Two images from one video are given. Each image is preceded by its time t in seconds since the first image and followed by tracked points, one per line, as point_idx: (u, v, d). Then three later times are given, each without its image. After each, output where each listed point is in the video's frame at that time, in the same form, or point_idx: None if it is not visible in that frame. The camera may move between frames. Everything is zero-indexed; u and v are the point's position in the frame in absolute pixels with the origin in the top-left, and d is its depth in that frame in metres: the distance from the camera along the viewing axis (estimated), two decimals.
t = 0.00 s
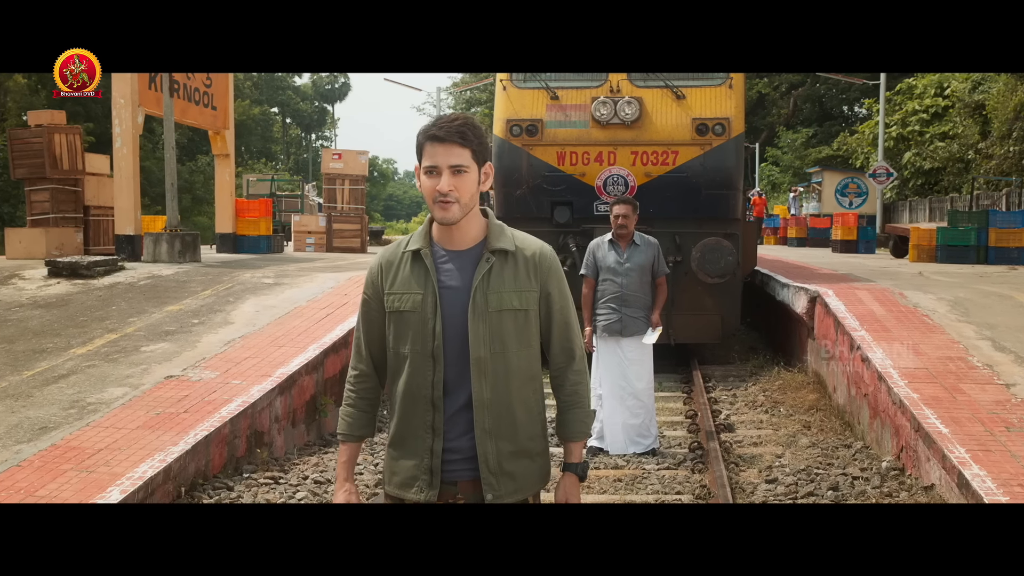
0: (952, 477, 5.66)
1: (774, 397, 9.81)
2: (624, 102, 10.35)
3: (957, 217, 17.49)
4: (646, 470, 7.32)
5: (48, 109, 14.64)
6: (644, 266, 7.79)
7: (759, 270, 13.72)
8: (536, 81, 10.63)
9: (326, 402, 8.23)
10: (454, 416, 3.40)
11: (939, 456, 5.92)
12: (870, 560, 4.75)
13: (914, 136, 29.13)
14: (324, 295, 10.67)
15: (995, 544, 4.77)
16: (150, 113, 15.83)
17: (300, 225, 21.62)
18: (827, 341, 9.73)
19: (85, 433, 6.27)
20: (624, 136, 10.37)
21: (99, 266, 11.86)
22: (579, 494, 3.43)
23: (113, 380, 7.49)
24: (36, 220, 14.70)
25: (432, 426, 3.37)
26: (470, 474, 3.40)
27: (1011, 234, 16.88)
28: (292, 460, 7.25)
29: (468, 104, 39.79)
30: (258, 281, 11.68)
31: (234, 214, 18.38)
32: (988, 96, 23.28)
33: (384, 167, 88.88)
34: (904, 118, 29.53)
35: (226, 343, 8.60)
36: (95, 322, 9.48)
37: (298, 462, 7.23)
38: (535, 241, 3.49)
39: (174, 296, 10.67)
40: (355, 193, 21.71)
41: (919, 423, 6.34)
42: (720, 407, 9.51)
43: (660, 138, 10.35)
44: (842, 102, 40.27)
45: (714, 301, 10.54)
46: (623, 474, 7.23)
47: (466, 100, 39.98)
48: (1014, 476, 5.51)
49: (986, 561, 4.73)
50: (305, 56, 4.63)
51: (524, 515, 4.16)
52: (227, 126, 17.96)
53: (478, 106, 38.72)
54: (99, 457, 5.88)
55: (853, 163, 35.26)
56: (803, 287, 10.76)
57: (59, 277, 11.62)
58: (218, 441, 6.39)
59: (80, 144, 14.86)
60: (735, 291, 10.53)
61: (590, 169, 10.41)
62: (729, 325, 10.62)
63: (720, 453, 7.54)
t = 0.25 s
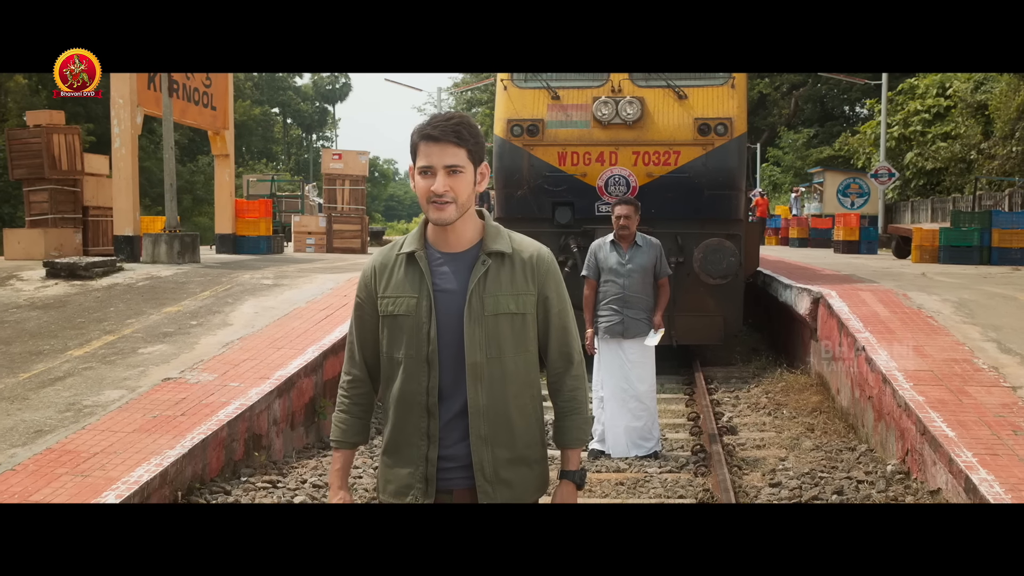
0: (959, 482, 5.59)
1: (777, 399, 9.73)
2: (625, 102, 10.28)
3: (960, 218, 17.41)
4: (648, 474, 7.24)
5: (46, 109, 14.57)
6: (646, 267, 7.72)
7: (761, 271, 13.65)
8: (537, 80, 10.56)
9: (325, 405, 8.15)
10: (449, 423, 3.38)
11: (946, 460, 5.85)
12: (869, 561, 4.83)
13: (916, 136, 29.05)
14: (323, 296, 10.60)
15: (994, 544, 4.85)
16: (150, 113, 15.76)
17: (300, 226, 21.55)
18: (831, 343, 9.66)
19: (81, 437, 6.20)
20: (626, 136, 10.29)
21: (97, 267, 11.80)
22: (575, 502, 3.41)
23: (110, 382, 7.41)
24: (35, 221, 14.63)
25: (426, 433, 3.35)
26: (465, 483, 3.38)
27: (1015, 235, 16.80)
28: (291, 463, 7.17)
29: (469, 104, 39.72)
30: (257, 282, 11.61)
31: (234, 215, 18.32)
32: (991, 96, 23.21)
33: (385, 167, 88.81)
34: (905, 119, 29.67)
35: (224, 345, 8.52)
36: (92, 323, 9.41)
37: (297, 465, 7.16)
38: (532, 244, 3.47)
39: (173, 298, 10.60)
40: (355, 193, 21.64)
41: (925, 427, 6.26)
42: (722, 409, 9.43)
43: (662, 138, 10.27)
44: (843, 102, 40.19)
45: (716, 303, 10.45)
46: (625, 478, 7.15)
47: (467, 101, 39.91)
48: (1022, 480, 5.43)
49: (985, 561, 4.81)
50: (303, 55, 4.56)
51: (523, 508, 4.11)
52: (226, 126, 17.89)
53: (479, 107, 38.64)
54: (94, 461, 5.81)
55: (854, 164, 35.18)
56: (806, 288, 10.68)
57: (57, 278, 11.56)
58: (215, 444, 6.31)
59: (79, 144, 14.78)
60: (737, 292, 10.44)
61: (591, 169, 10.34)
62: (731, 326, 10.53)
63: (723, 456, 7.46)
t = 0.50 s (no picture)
0: (967, 486, 5.52)
1: (781, 400, 9.66)
2: (628, 102, 10.21)
3: (963, 218, 17.32)
4: (651, 477, 7.17)
5: (45, 109, 14.49)
6: (649, 268, 7.64)
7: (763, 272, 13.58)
8: (538, 80, 10.48)
9: (324, 407, 8.09)
10: (447, 429, 3.38)
11: (952, 463, 5.78)
12: (871, 560, 4.99)
13: (918, 136, 28.95)
14: (323, 297, 10.53)
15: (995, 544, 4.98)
16: (149, 113, 15.69)
17: (300, 226, 21.47)
18: (834, 344, 9.59)
19: (77, 440, 6.13)
20: (627, 136, 10.22)
21: (96, 268, 11.74)
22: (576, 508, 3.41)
23: (107, 385, 7.34)
24: (34, 222, 14.56)
25: (424, 440, 3.35)
26: (463, 490, 3.38)
27: (1019, 235, 16.72)
28: (290, 466, 7.10)
29: (470, 105, 39.62)
30: (256, 283, 11.54)
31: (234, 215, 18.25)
32: (994, 96, 23.11)
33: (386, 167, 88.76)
34: (907, 119, 29.58)
35: (223, 346, 8.45)
36: (90, 325, 9.34)
37: (296, 468, 7.09)
38: (533, 246, 3.46)
39: (171, 299, 10.53)
40: (356, 194, 21.57)
41: (932, 430, 6.18)
42: (724, 411, 9.36)
43: (664, 138, 10.20)
44: (845, 102, 40.09)
45: (718, 304, 10.37)
46: (627, 481, 7.08)
47: (468, 101, 39.81)
48: None
49: (985, 561, 4.94)
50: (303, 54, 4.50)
51: (523, 507, 4.07)
52: (226, 126, 17.82)
53: (480, 106, 38.53)
54: (91, 465, 5.74)
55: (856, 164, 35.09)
56: (809, 289, 10.60)
57: (55, 279, 11.48)
58: (213, 448, 6.24)
59: (78, 144, 14.71)
60: (740, 293, 10.36)
61: (593, 169, 10.26)
62: (734, 327, 10.45)
63: (726, 458, 7.39)
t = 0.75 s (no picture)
0: (976, 491, 5.45)
1: (785, 402, 9.57)
2: (630, 102, 10.14)
3: (966, 218, 17.24)
4: (654, 480, 7.09)
5: (45, 109, 14.42)
6: (652, 269, 7.56)
7: (766, 272, 13.51)
8: (540, 79, 10.41)
9: (324, 409, 8.01)
10: (446, 436, 3.31)
11: (960, 467, 5.71)
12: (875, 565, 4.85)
13: (921, 136, 28.86)
14: (324, 298, 10.47)
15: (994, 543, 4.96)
16: (149, 113, 15.62)
17: (301, 227, 21.40)
18: (838, 345, 9.51)
19: (74, 443, 6.06)
20: (630, 136, 10.15)
21: (95, 269, 11.68)
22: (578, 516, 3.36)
23: (105, 387, 7.27)
24: (33, 222, 14.49)
25: (423, 447, 3.29)
26: (464, 499, 3.32)
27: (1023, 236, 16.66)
28: (290, 469, 7.03)
29: (472, 105, 39.54)
30: (256, 284, 11.47)
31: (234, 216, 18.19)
32: (997, 96, 23.02)
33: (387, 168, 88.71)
34: (909, 118, 29.49)
35: (222, 348, 8.38)
36: (89, 326, 9.27)
37: (296, 471, 7.02)
38: (534, 248, 3.39)
39: (171, 300, 10.47)
40: (357, 194, 21.52)
41: (939, 433, 6.11)
42: (728, 413, 9.28)
43: (667, 138, 10.12)
44: (846, 102, 39.99)
45: (721, 304, 10.27)
46: (630, 484, 7.01)
47: (469, 101, 39.73)
48: None
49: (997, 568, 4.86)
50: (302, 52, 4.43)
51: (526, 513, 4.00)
52: (227, 126, 17.75)
53: (482, 107, 38.45)
54: (87, 468, 5.67)
55: (858, 164, 34.99)
56: (813, 290, 10.53)
57: (54, 280, 11.42)
58: (212, 451, 6.17)
59: (77, 144, 14.64)
60: (743, 294, 10.28)
61: (595, 169, 10.18)
62: (737, 328, 10.37)
63: (731, 461, 7.31)
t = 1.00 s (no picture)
0: (985, 496, 5.38)
1: (789, 404, 9.49)
2: (632, 102, 10.08)
3: (970, 218, 17.16)
4: (657, 483, 7.02)
5: (44, 109, 14.35)
6: (655, 270, 7.49)
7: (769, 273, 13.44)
8: (542, 79, 10.33)
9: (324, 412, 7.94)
10: (446, 442, 3.27)
11: (969, 471, 5.63)
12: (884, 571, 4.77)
13: (924, 136, 28.76)
14: (324, 299, 10.40)
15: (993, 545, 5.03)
16: (149, 113, 15.55)
17: (302, 227, 21.32)
18: (843, 347, 9.43)
19: (71, 446, 5.99)
20: (632, 136, 10.07)
21: (94, 270, 11.67)
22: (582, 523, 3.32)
23: (103, 389, 7.21)
24: (32, 222, 14.42)
25: (423, 453, 3.25)
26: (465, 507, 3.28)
27: None
28: (289, 472, 6.96)
29: (473, 105, 39.44)
30: (256, 285, 11.40)
31: (235, 216, 18.13)
32: (1001, 96, 22.92)
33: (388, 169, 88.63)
34: (912, 118, 29.39)
35: (221, 349, 8.31)
36: (87, 327, 9.20)
37: (296, 474, 6.94)
38: (536, 249, 3.35)
39: (170, 300, 10.40)
40: (358, 194, 21.45)
41: (946, 436, 6.03)
42: (732, 415, 9.20)
43: (669, 138, 10.04)
44: (848, 103, 39.88)
45: (724, 305, 10.19)
46: (633, 487, 6.93)
47: (471, 101, 39.62)
48: None
49: None
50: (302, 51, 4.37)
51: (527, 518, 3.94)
52: (227, 126, 17.68)
53: (483, 107, 38.34)
54: (84, 472, 5.60)
55: (860, 164, 34.89)
56: (817, 291, 10.45)
57: (53, 281, 11.35)
58: (210, 454, 6.09)
59: (77, 145, 14.57)
60: (746, 294, 10.20)
61: (597, 169, 10.10)
62: (740, 329, 10.29)
63: (735, 464, 7.23)
